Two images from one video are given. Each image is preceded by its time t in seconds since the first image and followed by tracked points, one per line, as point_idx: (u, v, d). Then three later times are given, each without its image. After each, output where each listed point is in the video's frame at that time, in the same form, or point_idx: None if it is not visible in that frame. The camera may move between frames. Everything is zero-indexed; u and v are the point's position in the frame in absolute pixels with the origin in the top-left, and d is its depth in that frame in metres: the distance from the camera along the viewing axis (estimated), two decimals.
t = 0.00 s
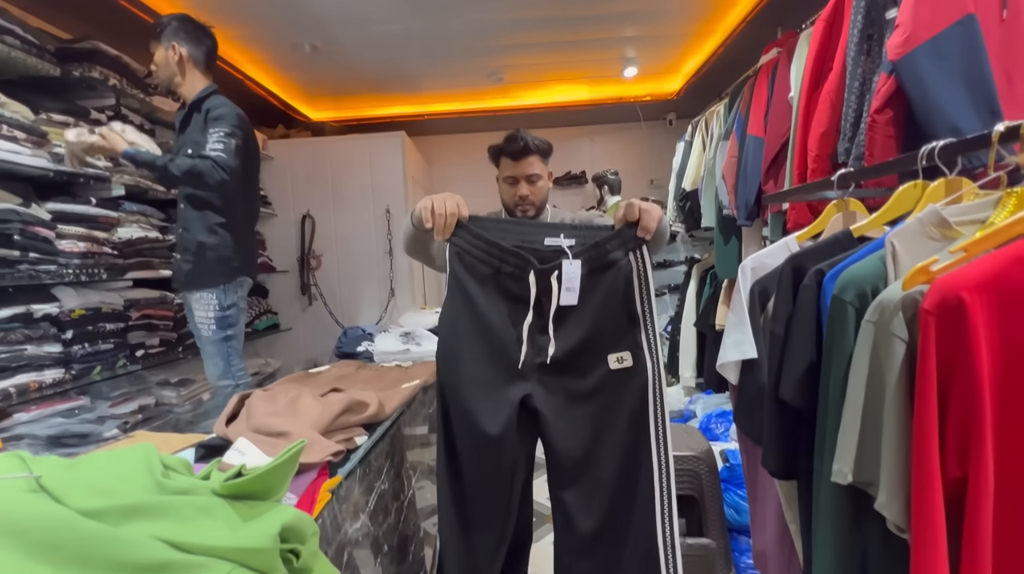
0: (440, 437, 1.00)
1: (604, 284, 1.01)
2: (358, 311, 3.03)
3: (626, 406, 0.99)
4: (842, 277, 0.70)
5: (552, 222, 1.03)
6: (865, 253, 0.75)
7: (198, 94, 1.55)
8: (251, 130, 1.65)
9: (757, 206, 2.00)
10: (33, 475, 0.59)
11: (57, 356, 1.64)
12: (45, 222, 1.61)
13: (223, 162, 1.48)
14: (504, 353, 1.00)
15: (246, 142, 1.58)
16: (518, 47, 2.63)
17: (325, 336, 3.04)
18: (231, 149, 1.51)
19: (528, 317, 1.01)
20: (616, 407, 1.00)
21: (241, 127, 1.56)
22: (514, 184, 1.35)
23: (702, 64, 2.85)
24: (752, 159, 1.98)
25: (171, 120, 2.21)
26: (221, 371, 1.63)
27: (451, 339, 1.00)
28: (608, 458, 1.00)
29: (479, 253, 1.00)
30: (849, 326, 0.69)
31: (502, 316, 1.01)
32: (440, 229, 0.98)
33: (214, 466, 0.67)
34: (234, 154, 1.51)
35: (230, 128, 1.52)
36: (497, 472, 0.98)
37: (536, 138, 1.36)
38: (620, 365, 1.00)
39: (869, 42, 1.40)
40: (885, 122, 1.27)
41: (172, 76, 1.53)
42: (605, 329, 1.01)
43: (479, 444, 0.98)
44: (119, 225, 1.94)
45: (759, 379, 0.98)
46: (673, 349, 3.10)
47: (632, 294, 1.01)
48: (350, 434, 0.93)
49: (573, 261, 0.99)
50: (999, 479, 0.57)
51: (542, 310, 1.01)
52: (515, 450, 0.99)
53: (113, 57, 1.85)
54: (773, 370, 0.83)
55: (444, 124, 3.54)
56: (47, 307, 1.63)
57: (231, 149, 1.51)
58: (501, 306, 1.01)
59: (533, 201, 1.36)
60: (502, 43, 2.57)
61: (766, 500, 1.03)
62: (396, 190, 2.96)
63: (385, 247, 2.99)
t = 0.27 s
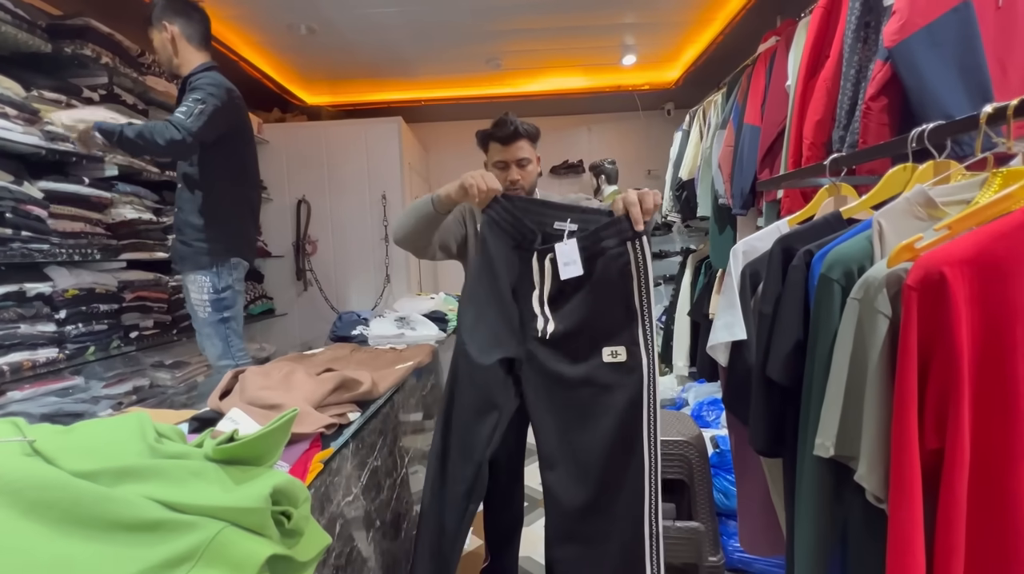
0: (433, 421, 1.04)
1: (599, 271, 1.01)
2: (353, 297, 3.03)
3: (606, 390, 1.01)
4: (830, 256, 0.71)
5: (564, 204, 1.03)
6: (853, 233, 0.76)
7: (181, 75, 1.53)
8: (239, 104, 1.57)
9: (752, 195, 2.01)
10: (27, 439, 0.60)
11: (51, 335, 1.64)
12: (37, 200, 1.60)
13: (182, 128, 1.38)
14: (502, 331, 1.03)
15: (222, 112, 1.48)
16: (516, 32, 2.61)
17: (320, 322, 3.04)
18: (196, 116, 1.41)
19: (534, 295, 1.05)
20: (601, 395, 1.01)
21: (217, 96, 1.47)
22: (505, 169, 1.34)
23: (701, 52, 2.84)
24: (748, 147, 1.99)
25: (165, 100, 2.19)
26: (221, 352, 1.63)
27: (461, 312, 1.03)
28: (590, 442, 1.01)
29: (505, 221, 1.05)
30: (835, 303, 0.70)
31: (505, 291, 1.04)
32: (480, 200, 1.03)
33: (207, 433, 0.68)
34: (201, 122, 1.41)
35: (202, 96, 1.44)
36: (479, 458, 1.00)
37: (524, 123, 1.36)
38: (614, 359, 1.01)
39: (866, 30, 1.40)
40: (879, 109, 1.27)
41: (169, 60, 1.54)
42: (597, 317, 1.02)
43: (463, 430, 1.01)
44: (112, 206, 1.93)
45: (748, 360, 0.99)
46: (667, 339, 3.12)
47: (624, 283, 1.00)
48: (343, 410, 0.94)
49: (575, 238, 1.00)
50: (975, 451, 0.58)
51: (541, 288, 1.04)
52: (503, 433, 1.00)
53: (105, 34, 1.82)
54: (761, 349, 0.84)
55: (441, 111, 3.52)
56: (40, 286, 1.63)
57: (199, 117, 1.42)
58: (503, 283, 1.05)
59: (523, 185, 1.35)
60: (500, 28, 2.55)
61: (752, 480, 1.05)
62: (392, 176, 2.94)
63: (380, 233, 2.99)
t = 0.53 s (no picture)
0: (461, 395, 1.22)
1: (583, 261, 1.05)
2: (352, 291, 3.04)
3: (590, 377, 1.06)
4: (818, 247, 0.72)
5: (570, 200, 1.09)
6: (841, 226, 0.77)
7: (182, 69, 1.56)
8: (241, 95, 1.59)
9: (749, 191, 2.02)
10: (33, 416, 0.61)
11: (51, 324, 1.65)
12: (38, 189, 1.61)
13: (179, 114, 1.39)
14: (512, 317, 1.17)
15: (222, 100, 1.50)
16: (516, 27, 2.61)
17: (319, 315, 3.05)
18: (194, 103, 1.42)
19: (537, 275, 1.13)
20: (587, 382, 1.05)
21: (216, 85, 1.48)
22: (488, 168, 1.37)
23: (701, 50, 2.85)
24: (745, 144, 2.00)
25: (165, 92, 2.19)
26: (224, 341, 1.65)
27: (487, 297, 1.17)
28: (578, 425, 1.06)
29: (522, 213, 1.14)
30: (822, 294, 0.71)
31: (519, 280, 1.16)
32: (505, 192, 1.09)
33: (207, 414, 0.69)
34: (199, 109, 1.42)
35: (200, 84, 1.45)
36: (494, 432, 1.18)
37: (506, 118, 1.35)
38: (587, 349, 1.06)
39: (862, 28, 1.41)
40: (873, 107, 1.29)
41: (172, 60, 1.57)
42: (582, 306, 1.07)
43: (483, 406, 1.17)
44: (112, 196, 1.94)
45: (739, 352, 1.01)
46: (664, 335, 3.13)
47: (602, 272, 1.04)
48: (340, 396, 0.95)
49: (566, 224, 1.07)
50: (955, 436, 0.60)
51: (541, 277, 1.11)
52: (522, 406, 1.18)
53: (107, 25, 1.83)
54: (751, 339, 0.86)
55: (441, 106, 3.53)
56: (41, 275, 1.64)
57: (197, 105, 1.43)
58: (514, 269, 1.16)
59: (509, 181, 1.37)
60: (500, 23, 2.56)
61: (744, 470, 1.07)
62: (391, 170, 2.95)
63: (379, 227, 3.00)
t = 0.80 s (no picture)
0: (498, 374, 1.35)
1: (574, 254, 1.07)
2: (349, 283, 3.05)
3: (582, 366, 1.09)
4: (806, 235, 0.73)
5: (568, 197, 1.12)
6: (829, 215, 0.78)
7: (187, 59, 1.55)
8: (244, 88, 1.60)
9: (744, 184, 2.03)
10: (31, 396, 0.62)
11: (48, 311, 1.65)
12: (34, 176, 1.60)
13: (192, 113, 1.41)
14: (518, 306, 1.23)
15: (230, 95, 1.51)
16: (514, 18, 2.60)
17: (316, 305, 3.06)
18: (205, 100, 1.44)
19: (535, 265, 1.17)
20: (581, 371, 1.08)
21: (223, 78, 1.49)
22: (480, 164, 1.40)
23: (699, 42, 2.85)
24: (742, 137, 2.01)
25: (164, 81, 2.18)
26: (223, 330, 1.66)
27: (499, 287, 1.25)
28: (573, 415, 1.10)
29: (522, 216, 1.19)
30: (809, 281, 0.72)
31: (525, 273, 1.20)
32: (504, 195, 1.11)
33: (203, 396, 0.71)
34: (210, 106, 1.44)
35: (208, 78, 1.46)
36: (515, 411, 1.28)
37: (496, 111, 1.34)
38: (570, 341, 1.10)
39: (858, 20, 1.41)
40: (868, 99, 1.30)
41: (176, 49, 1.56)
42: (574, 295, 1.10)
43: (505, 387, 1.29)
44: (108, 184, 1.93)
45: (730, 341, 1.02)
46: (660, 328, 3.16)
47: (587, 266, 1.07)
48: (335, 381, 0.96)
49: (559, 216, 1.09)
50: (935, 420, 0.61)
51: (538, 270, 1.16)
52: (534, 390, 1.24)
53: (103, 12, 1.82)
54: (741, 327, 0.87)
55: (440, 97, 3.52)
56: (38, 263, 1.64)
57: (207, 101, 1.45)
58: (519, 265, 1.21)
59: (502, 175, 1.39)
60: (499, 13, 2.54)
61: (733, 457, 1.09)
62: (389, 161, 2.95)
63: (377, 218, 3.00)
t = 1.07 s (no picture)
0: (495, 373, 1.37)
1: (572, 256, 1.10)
2: (348, 280, 3.06)
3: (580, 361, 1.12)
4: (794, 232, 0.75)
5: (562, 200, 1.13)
6: (818, 213, 0.80)
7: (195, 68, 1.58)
8: (247, 92, 1.65)
9: (741, 182, 2.04)
10: (31, 389, 0.63)
11: (48, 307, 1.66)
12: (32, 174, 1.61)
13: (205, 127, 1.48)
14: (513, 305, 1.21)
15: (238, 101, 1.56)
16: (512, 16, 2.61)
17: (314, 302, 3.07)
18: (217, 112, 1.51)
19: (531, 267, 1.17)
20: (584, 369, 1.12)
21: (230, 86, 1.54)
22: (473, 149, 1.39)
23: (697, 40, 2.85)
24: (738, 136, 2.02)
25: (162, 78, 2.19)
26: (225, 326, 1.68)
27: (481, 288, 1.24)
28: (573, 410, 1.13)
29: (510, 220, 1.18)
30: (797, 278, 0.74)
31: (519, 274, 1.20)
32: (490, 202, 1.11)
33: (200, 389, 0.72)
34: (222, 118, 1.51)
35: (218, 88, 1.51)
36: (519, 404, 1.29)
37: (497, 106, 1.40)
38: (569, 340, 1.13)
39: (852, 19, 1.42)
40: (861, 98, 1.31)
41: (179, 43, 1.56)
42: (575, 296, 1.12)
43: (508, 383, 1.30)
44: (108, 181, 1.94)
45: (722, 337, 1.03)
46: (657, 326, 3.17)
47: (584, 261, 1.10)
48: (331, 375, 0.98)
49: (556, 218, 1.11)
50: (915, 413, 0.62)
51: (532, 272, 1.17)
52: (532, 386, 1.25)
53: (101, 9, 1.83)
54: (731, 323, 0.88)
55: (438, 94, 3.52)
56: (37, 260, 1.65)
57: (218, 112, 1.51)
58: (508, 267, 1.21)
59: (493, 164, 1.39)
60: (496, 11, 2.55)
61: (724, 451, 1.10)
62: (387, 159, 2.96)
63: (375, 215, 3.01)
